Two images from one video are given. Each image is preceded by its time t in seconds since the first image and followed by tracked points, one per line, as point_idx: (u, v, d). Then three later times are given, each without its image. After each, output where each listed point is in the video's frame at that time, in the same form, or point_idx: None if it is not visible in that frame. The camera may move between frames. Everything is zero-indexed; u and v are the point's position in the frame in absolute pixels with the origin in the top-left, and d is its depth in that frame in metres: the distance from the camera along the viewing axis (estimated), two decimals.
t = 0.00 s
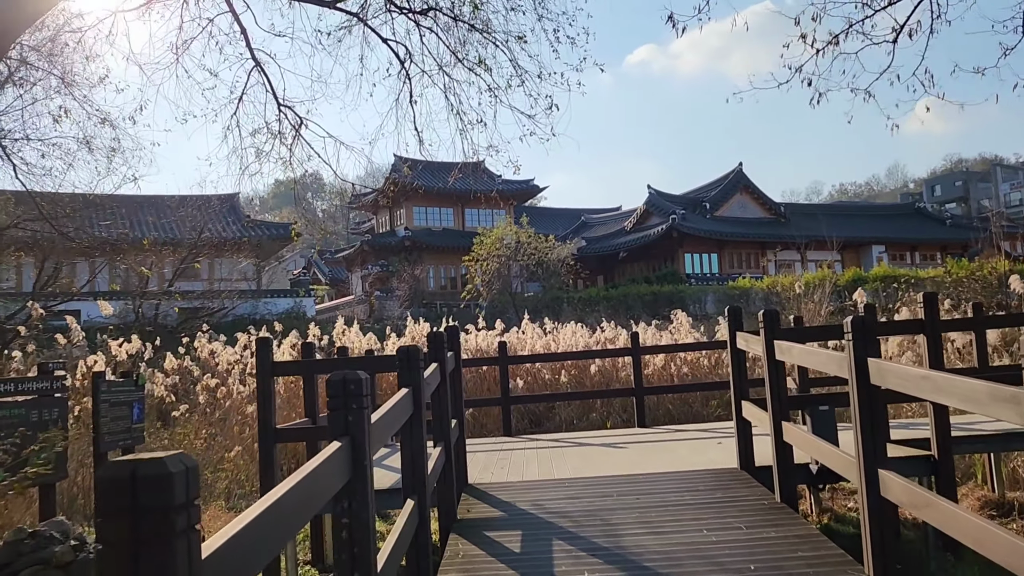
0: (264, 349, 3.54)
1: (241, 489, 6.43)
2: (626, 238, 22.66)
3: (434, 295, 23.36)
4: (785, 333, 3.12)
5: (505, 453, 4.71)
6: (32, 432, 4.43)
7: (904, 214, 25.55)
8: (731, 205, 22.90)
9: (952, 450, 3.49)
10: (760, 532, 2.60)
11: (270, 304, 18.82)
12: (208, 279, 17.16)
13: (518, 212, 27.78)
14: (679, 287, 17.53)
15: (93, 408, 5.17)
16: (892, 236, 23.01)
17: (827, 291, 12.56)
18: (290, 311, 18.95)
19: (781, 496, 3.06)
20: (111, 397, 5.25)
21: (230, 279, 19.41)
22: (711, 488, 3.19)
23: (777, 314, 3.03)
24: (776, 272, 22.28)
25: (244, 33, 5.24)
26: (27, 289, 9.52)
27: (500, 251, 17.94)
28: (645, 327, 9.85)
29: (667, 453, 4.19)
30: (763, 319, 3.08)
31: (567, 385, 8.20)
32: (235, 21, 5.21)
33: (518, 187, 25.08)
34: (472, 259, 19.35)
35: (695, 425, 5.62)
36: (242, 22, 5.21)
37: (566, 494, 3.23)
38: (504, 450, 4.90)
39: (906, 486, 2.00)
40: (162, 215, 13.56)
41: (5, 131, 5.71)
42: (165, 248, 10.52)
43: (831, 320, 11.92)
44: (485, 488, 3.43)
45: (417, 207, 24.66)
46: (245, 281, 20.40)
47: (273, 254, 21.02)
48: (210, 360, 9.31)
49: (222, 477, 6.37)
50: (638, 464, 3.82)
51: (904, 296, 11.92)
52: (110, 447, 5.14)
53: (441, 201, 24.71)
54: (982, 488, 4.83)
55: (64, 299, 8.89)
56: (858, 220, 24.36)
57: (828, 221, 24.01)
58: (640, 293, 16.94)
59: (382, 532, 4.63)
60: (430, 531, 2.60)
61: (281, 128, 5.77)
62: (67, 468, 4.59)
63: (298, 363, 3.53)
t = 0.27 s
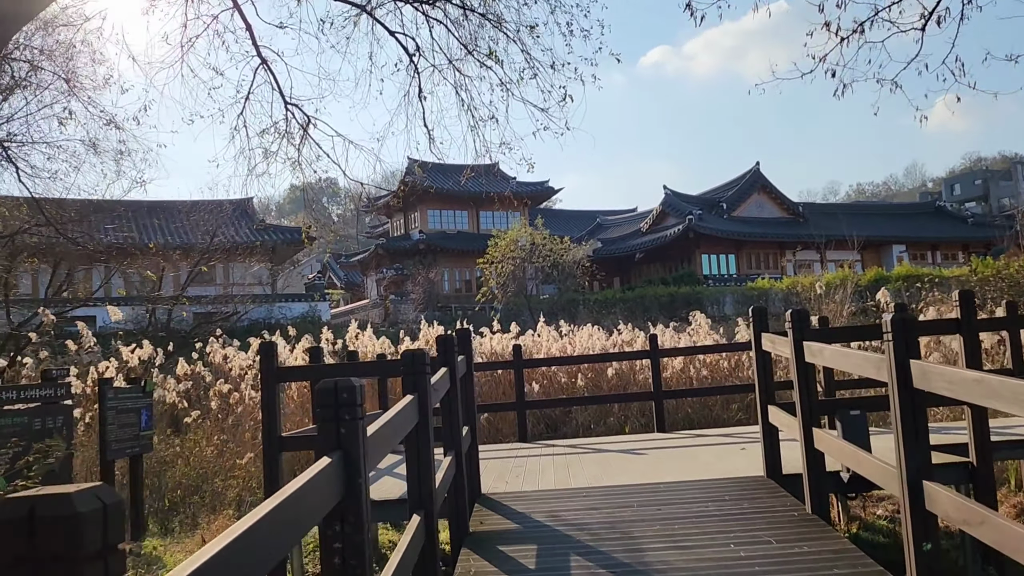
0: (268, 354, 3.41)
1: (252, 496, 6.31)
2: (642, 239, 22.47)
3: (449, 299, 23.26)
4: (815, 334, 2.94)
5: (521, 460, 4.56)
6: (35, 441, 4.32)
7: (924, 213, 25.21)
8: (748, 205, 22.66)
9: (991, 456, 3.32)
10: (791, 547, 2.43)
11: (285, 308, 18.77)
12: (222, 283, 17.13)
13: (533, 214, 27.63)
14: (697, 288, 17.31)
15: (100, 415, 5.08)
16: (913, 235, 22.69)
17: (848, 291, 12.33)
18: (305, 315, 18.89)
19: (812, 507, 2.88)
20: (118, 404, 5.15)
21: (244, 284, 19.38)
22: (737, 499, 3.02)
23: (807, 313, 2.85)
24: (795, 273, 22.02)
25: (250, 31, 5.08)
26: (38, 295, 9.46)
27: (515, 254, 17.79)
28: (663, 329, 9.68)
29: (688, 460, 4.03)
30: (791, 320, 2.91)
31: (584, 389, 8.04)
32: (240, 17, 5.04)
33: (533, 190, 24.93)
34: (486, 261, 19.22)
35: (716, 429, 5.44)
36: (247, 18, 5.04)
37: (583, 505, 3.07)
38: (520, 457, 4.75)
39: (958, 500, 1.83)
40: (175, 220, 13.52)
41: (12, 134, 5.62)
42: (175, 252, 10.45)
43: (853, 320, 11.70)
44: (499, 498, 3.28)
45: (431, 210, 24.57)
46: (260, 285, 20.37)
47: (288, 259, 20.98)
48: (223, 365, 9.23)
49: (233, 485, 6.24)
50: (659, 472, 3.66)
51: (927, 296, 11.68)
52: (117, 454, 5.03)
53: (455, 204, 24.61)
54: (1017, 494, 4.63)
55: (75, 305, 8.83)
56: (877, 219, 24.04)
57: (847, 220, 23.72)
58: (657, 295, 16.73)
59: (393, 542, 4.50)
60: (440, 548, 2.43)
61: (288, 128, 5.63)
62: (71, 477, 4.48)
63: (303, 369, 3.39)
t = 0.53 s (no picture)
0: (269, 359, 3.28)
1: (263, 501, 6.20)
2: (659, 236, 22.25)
3: (465, 297, 23.15)
4: (845, 335, 2.78)
5: (536, 465, 4.41)
6: (38, 447, 4.21)
7: (946, 207, 24.82)
8: (767, 201, 22.40)
9: None
10: (822, 566, 2.28)
11: (300, 308, 18.71)
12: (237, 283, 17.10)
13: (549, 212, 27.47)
14: (715, 285, 17.08)
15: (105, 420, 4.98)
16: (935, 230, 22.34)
17: (870, 288, 12.10)
18: (320, 315, 18.82)
19: (843, 519, 2.72)
20: (124, 409, 5.04)
21: (260, 284, 19.36)
22: (762, 510, 2.87)
23: (836, 314, 2.69)
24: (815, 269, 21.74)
25: (255, 26, 4.94)
26: (51, 297, 9.42)
27: (531, 251, 17.66)
28: (681, 327, 9.51)
29: (709, 466, 3.88)
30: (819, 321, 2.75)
31: (600, 390, 7.88)
32: (245, 13, 4.89)
33: (549, 187, 24.76)
34: (502, 260, 19.08)
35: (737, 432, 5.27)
36: (252, 14, 4.89)
37: (600, 517, 2.93)
38: (535, 461, 4.61)
39: (1010, 521, 1.67)
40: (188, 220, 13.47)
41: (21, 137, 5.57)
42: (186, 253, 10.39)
43: (876, 317, 11.47)
44: (512, 508, 3.15)
45: (446, 208, 24.46)
46: (276, 285, 20.33)
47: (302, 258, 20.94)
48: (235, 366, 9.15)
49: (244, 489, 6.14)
50: (679, 480, 3.51)
51: (952, 292, 11.43)
52: (123, 460, 4.92)
53: (471, 202, 24.49)
54: None
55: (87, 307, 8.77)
56: (899, 214, 23.68)
57: (867, 215, 23.39)
58: (675, 292, 16.53)
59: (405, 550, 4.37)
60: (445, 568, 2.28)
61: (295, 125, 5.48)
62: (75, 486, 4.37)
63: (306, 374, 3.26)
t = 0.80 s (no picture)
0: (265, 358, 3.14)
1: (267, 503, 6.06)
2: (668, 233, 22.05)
3: (473, 295, 23.01)
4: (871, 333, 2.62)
5: (545, 467, 4.26)
6: (31, 451, 4.10)
7: (959, 201, 24.53)
8: (778, 196, 22.17)
9: None
10: None
11: (308, 306, 18.60)
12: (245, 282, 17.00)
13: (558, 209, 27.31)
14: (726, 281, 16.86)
15: (103, 422, 4.85)
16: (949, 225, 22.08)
17: (885, 284, 11.90)
18: (328, 313, 18.71)
19: (870, 527, 2.57)
20: (122, 410, 4.90)
21: (267, 283, 19.26)
22: (783, 518, 2.71)
23: (862, 311, 2.53)
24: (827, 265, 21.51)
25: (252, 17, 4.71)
26: (55, 296, 9.32)
27: (539, 248, 17.50)
28: (692, 324, 9.35)
29: (724, 469, 3.72)
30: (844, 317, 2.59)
31: (610, 388, 7.73)
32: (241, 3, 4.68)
33: (558, 184, 24.59)
34: (510, 257, 18.92)
35: (752, 432, 5.11)
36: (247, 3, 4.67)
37: (611, 524, 2.78)
38: (544, 463, 4.47)
39: None
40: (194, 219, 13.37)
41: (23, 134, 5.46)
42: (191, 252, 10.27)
43: (891, 313, 11.27)
44: (519, 515, 3.00)
45: (455, 205, 24.32)
46: (283, 284, 20.24)
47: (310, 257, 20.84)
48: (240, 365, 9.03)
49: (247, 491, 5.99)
50: (694, 483, 3.35)
51: (969, 287, 11.22)
52: (121, 462, 4.79)
53: (479, 199, 24.36)
54: None
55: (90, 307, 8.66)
56: (912, 208, 23.41)
57: (880, 210, 23.13)
58: (685, 289, 16.36)
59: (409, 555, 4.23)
60: None
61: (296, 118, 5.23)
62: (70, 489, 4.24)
63: (303, 375, 3.11)
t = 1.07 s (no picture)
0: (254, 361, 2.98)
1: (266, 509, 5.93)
2: (675, 231, 21.86)
3: (479, 294, 22.85)
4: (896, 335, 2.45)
5: (549, 473, 4.10)
6: (17, 456, 3.94)
7: (969, 199, 24.28)
8: (786, 194, 21.96)
9: None
10: None
11: (312, 306, 18.47)
12: (248, 281, 16.88)
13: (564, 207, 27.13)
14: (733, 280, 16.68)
15: (93, 425, 4.73)
16: (959, 224, 21.85)
17: (896, 283, 11.71)
18: (332, 313, 18.57)
19: (896, 544, 2.40)
20: (112, 413, 4.75)
21: (271, 282, 19.14)
22: (803, 532, 2.54)
23: (887, 313, 2.36)
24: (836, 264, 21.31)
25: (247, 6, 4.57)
26: (54, 296, 9.20)
27: (545, 247, 17.33)
28: (700, 324, 9.18)
29: (738, 475, 3.56)
30: (867, 320, 2.42)
31: (617, 390, 7.57)
32: None
33: (564, 182, 24.41)
34: (516, 256, 18.76)
35: (764, 436, 4.94)
36: None
37: (619, 538, 2.62)
38: (548, 468, 4.31)
39: None
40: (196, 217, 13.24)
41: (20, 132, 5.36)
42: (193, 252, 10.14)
43: (903, 312, 11.08)
44: (521, 528, 2.84)
45: (460, 204, 24.16)
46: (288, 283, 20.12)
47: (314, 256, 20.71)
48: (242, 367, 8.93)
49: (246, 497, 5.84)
50: (706, 493, 3.19)
51: (983, 287, 11.02)
52: (112, 467, 4.65)
53: (485, 198, 24.19)
54: None
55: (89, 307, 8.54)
56: (921, 206, 23.18)
57: (889, 209, 22.90)
58: (693, 288, 16.18)
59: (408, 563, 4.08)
60: None
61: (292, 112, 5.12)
62: (58, 496, 4.10)
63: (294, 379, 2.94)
